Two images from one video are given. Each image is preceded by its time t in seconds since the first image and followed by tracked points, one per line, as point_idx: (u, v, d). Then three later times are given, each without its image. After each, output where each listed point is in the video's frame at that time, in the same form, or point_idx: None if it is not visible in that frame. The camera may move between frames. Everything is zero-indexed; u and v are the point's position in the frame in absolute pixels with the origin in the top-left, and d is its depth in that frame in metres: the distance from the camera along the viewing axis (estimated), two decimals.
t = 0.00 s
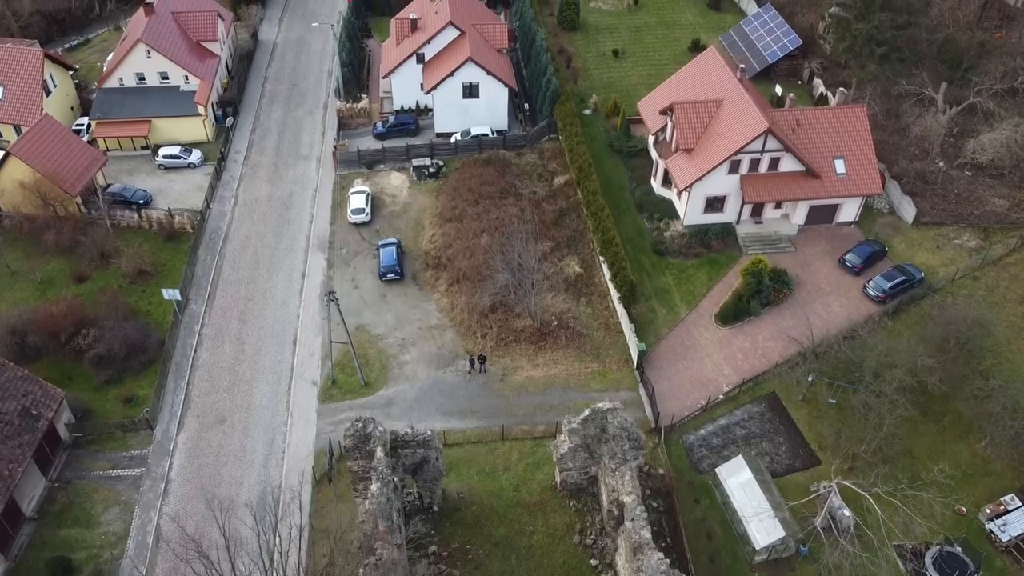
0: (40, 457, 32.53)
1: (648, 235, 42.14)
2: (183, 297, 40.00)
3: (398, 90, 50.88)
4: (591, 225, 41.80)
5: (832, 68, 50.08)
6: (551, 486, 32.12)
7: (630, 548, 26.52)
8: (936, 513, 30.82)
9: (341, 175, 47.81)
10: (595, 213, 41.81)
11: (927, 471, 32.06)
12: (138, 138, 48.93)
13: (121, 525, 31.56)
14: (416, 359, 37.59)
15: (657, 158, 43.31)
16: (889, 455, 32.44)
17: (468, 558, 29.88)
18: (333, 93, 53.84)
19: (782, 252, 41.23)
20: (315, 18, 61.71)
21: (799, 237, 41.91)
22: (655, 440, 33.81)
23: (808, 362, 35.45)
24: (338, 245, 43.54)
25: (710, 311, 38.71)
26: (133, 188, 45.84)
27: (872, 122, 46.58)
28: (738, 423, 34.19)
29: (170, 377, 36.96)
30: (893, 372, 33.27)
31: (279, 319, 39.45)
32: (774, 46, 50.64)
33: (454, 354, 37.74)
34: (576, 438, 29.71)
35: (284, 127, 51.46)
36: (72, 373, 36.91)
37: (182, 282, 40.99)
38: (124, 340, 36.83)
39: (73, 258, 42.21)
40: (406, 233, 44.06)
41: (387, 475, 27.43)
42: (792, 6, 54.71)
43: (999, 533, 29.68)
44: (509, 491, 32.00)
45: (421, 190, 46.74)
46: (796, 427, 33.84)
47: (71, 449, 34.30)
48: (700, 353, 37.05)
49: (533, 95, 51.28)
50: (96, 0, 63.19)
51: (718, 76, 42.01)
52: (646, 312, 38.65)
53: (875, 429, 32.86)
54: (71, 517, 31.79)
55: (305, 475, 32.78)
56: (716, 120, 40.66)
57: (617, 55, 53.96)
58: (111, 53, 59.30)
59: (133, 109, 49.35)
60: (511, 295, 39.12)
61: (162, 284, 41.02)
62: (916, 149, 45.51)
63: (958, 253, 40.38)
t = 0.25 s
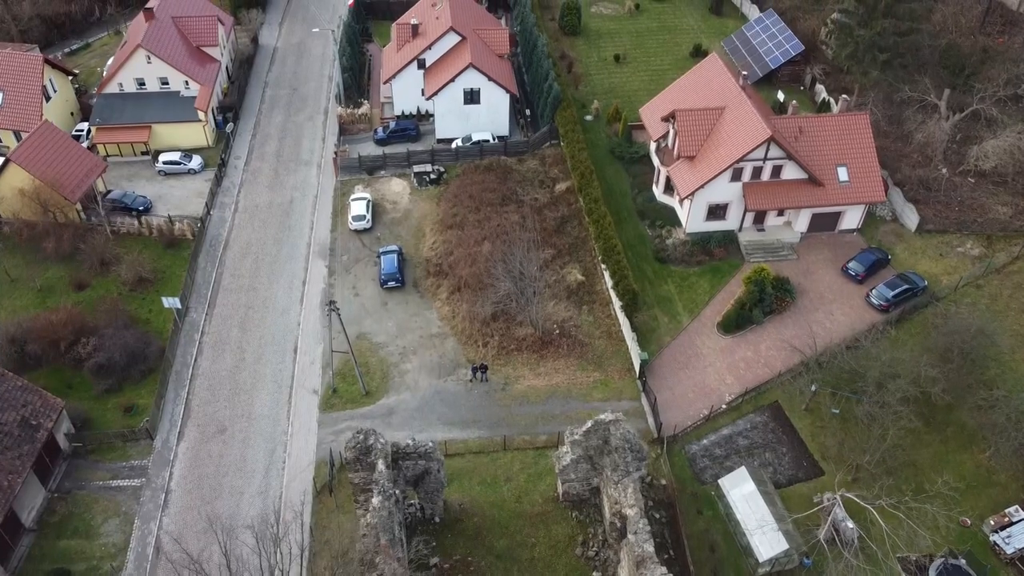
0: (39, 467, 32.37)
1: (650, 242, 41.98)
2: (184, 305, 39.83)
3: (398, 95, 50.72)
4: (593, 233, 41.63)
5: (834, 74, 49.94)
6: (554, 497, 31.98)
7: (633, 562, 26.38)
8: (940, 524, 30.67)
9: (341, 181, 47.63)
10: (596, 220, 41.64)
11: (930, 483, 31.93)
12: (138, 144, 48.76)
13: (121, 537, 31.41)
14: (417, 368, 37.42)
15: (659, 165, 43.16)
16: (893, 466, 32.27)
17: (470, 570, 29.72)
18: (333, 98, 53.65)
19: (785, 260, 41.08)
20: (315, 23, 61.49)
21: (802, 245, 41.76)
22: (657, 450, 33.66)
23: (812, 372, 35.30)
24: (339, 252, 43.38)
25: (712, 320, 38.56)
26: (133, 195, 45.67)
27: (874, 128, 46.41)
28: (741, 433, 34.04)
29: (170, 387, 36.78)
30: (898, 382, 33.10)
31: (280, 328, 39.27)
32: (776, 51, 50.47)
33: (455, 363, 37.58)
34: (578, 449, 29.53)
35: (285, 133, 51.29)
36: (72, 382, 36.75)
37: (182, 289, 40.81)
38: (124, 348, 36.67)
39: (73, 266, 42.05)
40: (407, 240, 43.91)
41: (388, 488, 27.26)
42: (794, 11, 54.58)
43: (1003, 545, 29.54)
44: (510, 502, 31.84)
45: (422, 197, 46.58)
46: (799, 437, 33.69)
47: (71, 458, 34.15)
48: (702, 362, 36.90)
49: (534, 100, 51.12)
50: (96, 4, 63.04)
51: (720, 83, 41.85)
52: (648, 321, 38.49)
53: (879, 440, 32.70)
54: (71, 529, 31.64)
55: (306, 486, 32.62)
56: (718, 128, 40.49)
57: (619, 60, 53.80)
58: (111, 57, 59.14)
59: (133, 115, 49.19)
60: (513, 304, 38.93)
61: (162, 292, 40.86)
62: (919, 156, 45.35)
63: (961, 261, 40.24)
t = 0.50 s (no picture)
0: (38, 479, 32.16)
1: (652, 250, 41.78)
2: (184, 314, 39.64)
3: (400, 101, 50.55)
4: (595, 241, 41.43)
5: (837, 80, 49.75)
6: (556, 509, 31.78)
7: None
8: (945, 537, 30.44)
9: (342, 188, 47.45)
10: (598, 228, 41.45)
11: (935, 495, 31.72)
12: (138, 150, 48.56)
13: (121, 549, 31.21)
14: (418, 377, 37.23)
15: (661, 173, 42.97)
16: (897, 478, 32.06)
17: None
18: (334, 103, 53.45)
19: (788, 269, 40.89)
20: (316, 28, 61.28)
21: (805, 253, 41.58)
22: (660, 461, 33.45)
23: (815, 383, 35.11)
24: (339, 260, 43.19)
25: (715, 329, 38.37)
26: (133, 201, 45.47)
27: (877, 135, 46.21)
28: (745, 444, 33.84)
29: (170, 397, 36.58)
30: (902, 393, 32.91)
31: (280, 336, 39.08)
32: (779, 57, 50.28)
33: (456, 372, 37.38)
34: (581, 462, 29.27)
35: (285, 139, 51.10)
36: (72, 391, 36.55)
37: (183, 298, 40.60)
38: (124, 357, 36.46)
39: (73, 273, 41.86)
40: (408, 248, 43.72)
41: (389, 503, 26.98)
42: (796, 17, 54.42)
43: (1009, 559, 29.32)
44: (512, 514, 31.64)
45: (423, 204, 46.38)
46: (803, 448, 33.50)
47: (70, 469, 33.94)
48: (705, 372, 36.71)
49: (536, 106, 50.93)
50: (96, 8, 62.83)
51: (723, 90, 41.65)
52: (651, 330, 38.30)
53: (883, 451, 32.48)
54: (71, 541, 31.44)
55: (307, 498, 32.43)
56: (721, 135, 40.29)
57: (621, 66, 53.61)
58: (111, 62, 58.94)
59: (133, 121, 48.99)
60: (515, 313, 38.73)
61: (163, 300, 40.66)
62: (922, 163, 45.16)
63: (965, 269, 40.04)
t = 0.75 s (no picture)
0: (37, 488, 31.96)
1: (655, 257, 41.59)
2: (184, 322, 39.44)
3: (401, 106, 50.38)
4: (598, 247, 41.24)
5: (839, 85, 49.53)
6: (559, 520, 31.59)
7: None
8: (950, 548, 30.22)
9: (343, 193, 47.26)
10: (601, 235, 41.26)
11: (939, 505, 31.53)
12: (138, 155, 48.36)
13: (121, 559, 31.02)
14: (420, 385, 37.04)
15: (663, 179, 42.79)
16: (902, 488, 31.85)
17: None
18: (335, 108, 53.25)
19: (791, 276, 40.70)
20: (316, 32, 61.07)
21: (808, 260, 41.39)
22: (663, 471, 33.24)
23: (819, 391, 34.91)
24: (340, 266, 43.00)
25: (718, 337, 38.17)
26: (133, 207, 45.27)
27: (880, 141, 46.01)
28: (748, 453, 33.64)
29: (170, 405, 36.38)
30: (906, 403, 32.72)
31: (281, 344, 38.88)
32: (781, 62, 50.05)
33: (458, 381, 37.17)
34: (584, 473, 29.01)
35: (286, 143, 50.91)
36: (71, 399, 36.35)
37: (183, 305, 40.40)
38: (124, 365, 36.25)
39: (72, 280, 41.67)
40: (409, 254, 43.52)
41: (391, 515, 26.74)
42: (798, 22, 54.21)
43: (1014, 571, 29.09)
44: (514, 524, 31.44)
45: (425, 209, 46.19)
46: (806, 458, 33.30)
47: (70, 478, 33.74)
48: (707, 380, 36.51)
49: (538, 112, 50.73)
50: (96, 12, 62.62)
51: (725, 96, 41.45)
52: (653, 338, 38.10)
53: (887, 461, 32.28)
54: (70, 551, 31.25)
55: (307, 509, 32.22)
56: (724, 142, 40.08)
57: (622, 70, 53.41)
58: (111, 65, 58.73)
59: (133, 126, 48.79)
60: (516, 320, 38.55)
61: (163, 307, 40.47)
62: (926, 169, 44.93)
63: (969, 277, 39.84)
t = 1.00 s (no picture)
0: (36, 497, 31.75)
1: (657, 263, 41.39)
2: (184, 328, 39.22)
3: (402, 111, 50.18)
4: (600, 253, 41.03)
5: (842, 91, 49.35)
6: (561, 529, 31.38)
7: None
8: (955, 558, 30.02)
9: (344, 198, 47.05)
10: (603, 241, 41.06)
11: (944, 515, 31.32)
12: (137, 159, 48.15)
13: (120, 569, 30.81)
14: (421, 393, 36.82)
15: (666, 185, 42.59)
16: (906, 498, 31.66)
17: None
18: (335, 112, 53.05)
19: (794, 282, 40.49)
20: (317, 35, 60.87)
21: (811, 266, 41.19)
22: (666, 479, 33.01)
23: (822, 399, 34.71)
24: (341, 272, 42.79)
25: (721, 344, 37.97)
26: (132, 212, 45.07)
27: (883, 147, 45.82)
28: (751, 462, 33.45)
29: (170, 413, 36.16)
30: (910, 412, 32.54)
31: (281, 350, 38.67)
32: (784, 66, 49.84)
33: (459, 388, 36.96)
34: (586, 483, 28.82)
35: (286, 148, 50.69)
36: (70, 406, 36.13)
37: (182, 311, 40.18)
38: (124, 372, 36.03)
39: (72, 285, 41.47)
40: (410, 260, 43.32)
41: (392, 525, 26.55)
42: (801, 26, 54.05)
43: None
44: (516, 534, 31.22)
45: (426, 214, 45.98)
46: (810, 467, 33.10)
47: (69, 486, 33.51)
48: (710, 388, 36.31)
49: (539, 116, 50.54)
50: (95, 14, 62.38)
51: (728, 102, 41.25)
52: (656, 346, 37.90)
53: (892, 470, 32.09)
54: (69, 561, 31.03)
55: (308, 519, 32.01)
56: (727, 148, 39.88)
57: (624, 74, 53.21)
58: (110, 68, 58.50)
59: (132, 130, 48.57)
60: (518, 327, 38.37)
61: (163, 313, 40.25)
62: (929, 175, 44.73)
63: (972, 283, 39.65)
